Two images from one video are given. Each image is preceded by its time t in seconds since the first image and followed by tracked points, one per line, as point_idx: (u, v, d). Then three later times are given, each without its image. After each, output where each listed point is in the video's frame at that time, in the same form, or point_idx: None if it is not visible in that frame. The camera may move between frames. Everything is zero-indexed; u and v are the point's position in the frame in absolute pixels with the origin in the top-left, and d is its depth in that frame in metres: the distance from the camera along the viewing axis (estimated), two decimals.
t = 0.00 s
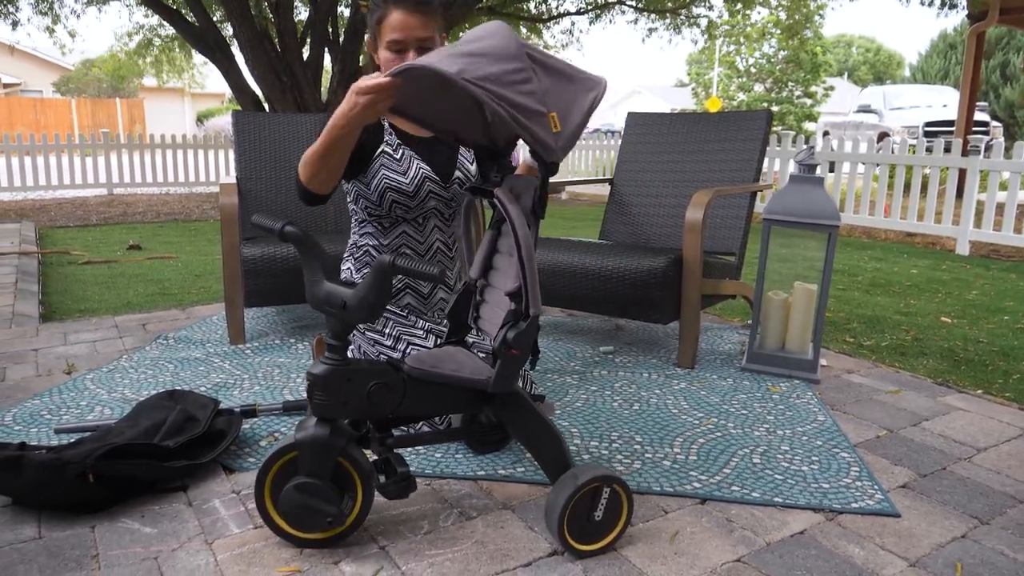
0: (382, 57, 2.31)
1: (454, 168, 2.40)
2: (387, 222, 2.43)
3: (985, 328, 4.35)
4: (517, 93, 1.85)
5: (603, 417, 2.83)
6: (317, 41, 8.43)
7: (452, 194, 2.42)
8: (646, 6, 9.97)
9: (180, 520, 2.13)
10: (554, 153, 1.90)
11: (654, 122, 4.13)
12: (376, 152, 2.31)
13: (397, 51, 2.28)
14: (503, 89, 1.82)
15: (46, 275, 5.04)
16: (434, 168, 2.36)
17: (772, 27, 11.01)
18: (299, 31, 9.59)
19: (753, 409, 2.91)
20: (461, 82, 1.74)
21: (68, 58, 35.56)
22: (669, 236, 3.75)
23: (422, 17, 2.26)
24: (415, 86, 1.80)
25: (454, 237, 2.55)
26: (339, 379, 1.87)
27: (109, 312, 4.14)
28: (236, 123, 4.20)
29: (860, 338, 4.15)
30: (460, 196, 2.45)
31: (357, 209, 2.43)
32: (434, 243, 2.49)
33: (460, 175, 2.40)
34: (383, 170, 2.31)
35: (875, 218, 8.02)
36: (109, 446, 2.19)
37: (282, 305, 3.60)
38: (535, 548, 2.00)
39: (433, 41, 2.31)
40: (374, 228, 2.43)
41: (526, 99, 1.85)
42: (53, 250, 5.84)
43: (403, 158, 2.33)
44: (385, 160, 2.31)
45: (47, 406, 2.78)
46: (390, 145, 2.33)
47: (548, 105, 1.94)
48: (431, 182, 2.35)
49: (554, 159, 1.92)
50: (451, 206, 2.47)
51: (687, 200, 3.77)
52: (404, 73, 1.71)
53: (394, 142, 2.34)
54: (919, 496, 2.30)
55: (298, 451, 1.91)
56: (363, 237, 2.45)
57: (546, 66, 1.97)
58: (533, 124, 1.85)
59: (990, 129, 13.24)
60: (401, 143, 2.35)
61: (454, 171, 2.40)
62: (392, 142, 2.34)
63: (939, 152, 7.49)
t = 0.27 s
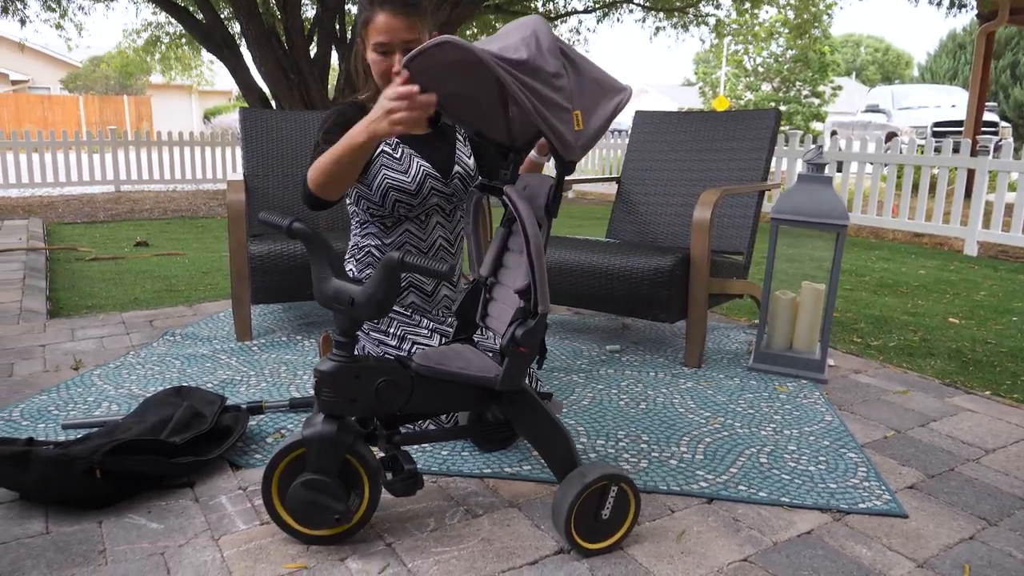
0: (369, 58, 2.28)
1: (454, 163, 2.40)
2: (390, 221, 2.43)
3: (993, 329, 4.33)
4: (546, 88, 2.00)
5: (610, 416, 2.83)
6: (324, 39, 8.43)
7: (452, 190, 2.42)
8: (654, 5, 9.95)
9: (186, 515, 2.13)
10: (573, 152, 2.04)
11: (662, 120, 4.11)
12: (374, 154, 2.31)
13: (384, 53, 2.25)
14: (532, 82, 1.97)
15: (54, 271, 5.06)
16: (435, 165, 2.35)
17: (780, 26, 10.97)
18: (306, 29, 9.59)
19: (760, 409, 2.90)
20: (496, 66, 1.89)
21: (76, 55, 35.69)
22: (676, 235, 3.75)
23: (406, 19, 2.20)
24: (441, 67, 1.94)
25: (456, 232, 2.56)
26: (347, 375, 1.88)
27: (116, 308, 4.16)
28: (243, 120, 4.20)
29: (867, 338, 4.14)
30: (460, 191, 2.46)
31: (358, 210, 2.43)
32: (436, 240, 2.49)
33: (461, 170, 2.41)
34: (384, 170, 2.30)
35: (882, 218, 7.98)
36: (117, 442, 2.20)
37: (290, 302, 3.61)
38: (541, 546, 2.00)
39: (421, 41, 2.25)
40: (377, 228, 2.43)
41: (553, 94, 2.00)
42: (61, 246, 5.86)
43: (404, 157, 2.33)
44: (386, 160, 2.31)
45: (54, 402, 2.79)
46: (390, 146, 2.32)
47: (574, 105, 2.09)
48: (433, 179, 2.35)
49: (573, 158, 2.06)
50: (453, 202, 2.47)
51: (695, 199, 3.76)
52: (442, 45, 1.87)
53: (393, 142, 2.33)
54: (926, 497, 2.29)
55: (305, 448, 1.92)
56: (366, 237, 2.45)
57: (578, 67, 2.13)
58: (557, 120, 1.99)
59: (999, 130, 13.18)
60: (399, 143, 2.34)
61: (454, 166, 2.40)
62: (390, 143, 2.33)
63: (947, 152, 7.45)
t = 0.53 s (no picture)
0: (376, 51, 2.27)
1: (462, 159, 2.42)
2: (396, 216, 2.41)
3: (1004, 328, 4.30)
4: (561, 80, 2.01)
5: (619, 411, 2.82)
6: (333, 33, 8.43)
7: (459, 186, 2.41)
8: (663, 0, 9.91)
9: (195, 507, 2.14)
10: (587, 146, 2.04)
11: (671, 115, 4.09)
12: (378, 148, 2.30)
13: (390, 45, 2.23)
14: (547, 73, 1.98)
15: (63, 264, 5.08)
16: (442, 160, 2.36)
17: (790, 22, 10.92)
18: (314, 23, 9.59)
19: (769, 406, 2.89)
20: (509, 57, 1.92)
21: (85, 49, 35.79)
22: (685, 230, 3.73)
23: (412, 10, 2.17)
24: (457, 58, 2.07)
25: (464, 228, 2.56)
26: (359, 368, 1.88)
27: (125, 301, 4.17)
28: (252, 114, 4.20)
29: (876, 336, 4.12)
30: (467, 188, 2.46)
31: (365, 203, 2.43)
32: (443, 236, 2.48)
33: (468, 167, 2.42)
34: (389, 164, 2.29)
35: (892, 215, 7.94)
36: (126, 434, 2.21)
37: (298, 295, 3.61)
38: (549, 541, 2.00)
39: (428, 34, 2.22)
40: (383, 223, 2.42)
41: (567, 87, 2.00)
42: (70, 239, 5.88)
43: (409, 151, 2.31)
44: (390, 154, 2.29)
45: (63, 393, 2.80)
46: (395, 139, 2.30)
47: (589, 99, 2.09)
48: (439, 174, 2.34)
49: (588, 153, 2.06)
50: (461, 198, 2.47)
51: (704, 195, 3.74)
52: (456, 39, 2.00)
53: (398, 135, 2.32)
54: (936, 496, 2.28)
55: (316, 441, 1.92)
56: (372, 231, 2.45)
57: (594, 62, 2.14)
58: (571, 113, 2.00)
59: (1010, 128, 13.08)
60: (405, 137, 2.33)
61: (461, 161, 2.41)
62: (396, 136, 2.31)
63: (958, 150, 7.41)
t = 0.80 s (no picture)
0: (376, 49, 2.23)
1: (460, 161, 2.40)
2: (398, 217, 2.41)
3: (1014, 328, 4.28)
4: (565, 77, 2.01)
5: (627, 410, 2.82)
6: (340, 32, 8.44)
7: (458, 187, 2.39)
8: None
9: (203, 505, 2.14)
10: (591, 143, 2.05)
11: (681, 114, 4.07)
12: (376, 151, 2.32)
13: (390, 45, 2.19)
14: (551, 71, 1.97)
15: (72, 261, 5.09)
16: (439, 162, 2.36)
17: (798, 21, 10.89)
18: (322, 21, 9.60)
19: (777, 406, 2.88)
20: (514, 55, 1.91)
21: (93, 47, 35.92)
22: (693, 230, 3.72)
23: (412, 9, 2.12)
24: (463, 54, 2.08)
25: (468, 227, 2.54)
26: (364, 365, 1.87)
27: (134, 298, 4.18)
28: (261, 112, 4.20)
29: (885, 336, 4.10)
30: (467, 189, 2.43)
31: (369, 205, 2.44)
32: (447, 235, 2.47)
33: (467, 168, 2.39)
34: (386, 167, 2.30)
35: (900, 215, 7.91)
36: (135, 430, 2.21)
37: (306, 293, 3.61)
38: (558, 540, 1.99)
39: (429, 32, 2.19)
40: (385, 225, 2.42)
41: (571, 84, 2.00)
42: (79, 236, 5.90)
43: (406, 153, 2.30)
44: (387, 157, 2.30)
45: (72, 390, 2.81)
46: (393, 142, 2.31)
47: (593, 96, 2.09)
48: (436, 175, 2.32)
49: (591, 150, 2.07)
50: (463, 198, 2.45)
51: (713, 193, 3.73)
52: (461, 38, 2.00)
53: (396, 137, 2.32)
54: (947, 497, 2.27)
55: (322, 438, 1.92)
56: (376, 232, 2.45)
57: (599, 58, 2.14)
58: (575, 111, 2.00)
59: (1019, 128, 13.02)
60: (403, 139, 2.33)
61: (460, 163, 2.40)
62: (394, 138, 2.32)
63: (967, 149, 7.37)
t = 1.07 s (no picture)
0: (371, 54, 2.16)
1: (454, 169, 2.38)
2: (394, 221, 2.47)
3: (1018, 327, 4.28)
4: (578, 78, 2.01)
5: (633, 410, 2.82)
6: (342, 33, 8.44)
7: (453, 195, 2.42)
8: None
9: (210, 506, 2.14)
10: (603, 145, 2.02)
11: (685, 114, 4.06)
12: (370, 157, 2.34)
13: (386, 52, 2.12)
14: (564, 71, 1.97)
15: (75, 262, 5.09)
16: (433, 169, 2.36)
17: (799, 21, 10.89)
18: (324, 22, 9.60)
19: (784, 406, 2.88)
20: (528, 54, 1.91)
21: (94, 49, 35.95)
22: (697, 230, 3.71)
23: (408, 14, 2.05)
24: (473, 55, 2.09)
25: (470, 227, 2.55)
26: (372, 367, 1.86)
27: (137, 299, 4.17)
28: (264, 113, 4.20)
29: (890, 336, 4.09)
30: (464, 195, 2.43)
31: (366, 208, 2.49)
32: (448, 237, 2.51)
33: (460, 175, 2.38)
34: (379, 174, 2.34)
35: (903, 215, 7.90)
36: (141, 431, 2.21)
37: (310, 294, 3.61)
38: (565, 541, 1.99)
39: (426, 36, 2.12)
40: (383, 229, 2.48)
41: (584, 85, 1.99)
42: (82, 237, 5.90)
43: (399, 162, 2.33)
44: (380, 164, 2.33)
45: (77, 391, 2.81)
46: (386, 149, 2.32)
47: (605, 97, 2.09)
48: (429, 184, 2.36)
49: (603, 151, 2.04)
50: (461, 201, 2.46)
51: (717, 193, 3.72)
52: (472, 37, 2.00)
53: (390, 144, 2.33)
54: (955, 496, 2.26)
55: (330, 439, 1.91)
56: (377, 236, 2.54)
57: (610, 59, 2.15)
58: (587, 111, 1.99)
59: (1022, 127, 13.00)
60: (398, 145, 2.34)
61: (454, 170, 2.38)
62: (388, 144, 2.33)
63: (970, 149, 7.37)
